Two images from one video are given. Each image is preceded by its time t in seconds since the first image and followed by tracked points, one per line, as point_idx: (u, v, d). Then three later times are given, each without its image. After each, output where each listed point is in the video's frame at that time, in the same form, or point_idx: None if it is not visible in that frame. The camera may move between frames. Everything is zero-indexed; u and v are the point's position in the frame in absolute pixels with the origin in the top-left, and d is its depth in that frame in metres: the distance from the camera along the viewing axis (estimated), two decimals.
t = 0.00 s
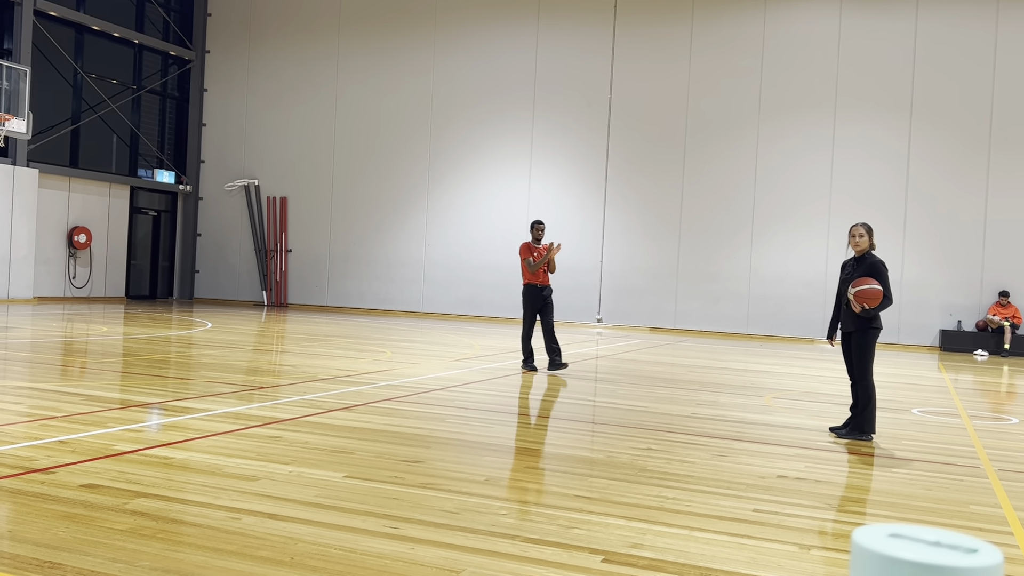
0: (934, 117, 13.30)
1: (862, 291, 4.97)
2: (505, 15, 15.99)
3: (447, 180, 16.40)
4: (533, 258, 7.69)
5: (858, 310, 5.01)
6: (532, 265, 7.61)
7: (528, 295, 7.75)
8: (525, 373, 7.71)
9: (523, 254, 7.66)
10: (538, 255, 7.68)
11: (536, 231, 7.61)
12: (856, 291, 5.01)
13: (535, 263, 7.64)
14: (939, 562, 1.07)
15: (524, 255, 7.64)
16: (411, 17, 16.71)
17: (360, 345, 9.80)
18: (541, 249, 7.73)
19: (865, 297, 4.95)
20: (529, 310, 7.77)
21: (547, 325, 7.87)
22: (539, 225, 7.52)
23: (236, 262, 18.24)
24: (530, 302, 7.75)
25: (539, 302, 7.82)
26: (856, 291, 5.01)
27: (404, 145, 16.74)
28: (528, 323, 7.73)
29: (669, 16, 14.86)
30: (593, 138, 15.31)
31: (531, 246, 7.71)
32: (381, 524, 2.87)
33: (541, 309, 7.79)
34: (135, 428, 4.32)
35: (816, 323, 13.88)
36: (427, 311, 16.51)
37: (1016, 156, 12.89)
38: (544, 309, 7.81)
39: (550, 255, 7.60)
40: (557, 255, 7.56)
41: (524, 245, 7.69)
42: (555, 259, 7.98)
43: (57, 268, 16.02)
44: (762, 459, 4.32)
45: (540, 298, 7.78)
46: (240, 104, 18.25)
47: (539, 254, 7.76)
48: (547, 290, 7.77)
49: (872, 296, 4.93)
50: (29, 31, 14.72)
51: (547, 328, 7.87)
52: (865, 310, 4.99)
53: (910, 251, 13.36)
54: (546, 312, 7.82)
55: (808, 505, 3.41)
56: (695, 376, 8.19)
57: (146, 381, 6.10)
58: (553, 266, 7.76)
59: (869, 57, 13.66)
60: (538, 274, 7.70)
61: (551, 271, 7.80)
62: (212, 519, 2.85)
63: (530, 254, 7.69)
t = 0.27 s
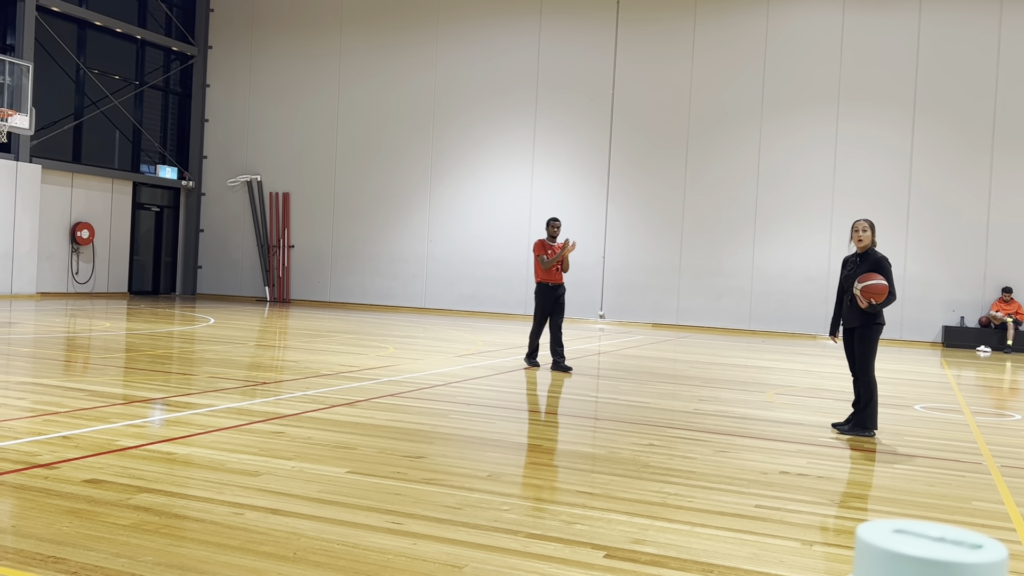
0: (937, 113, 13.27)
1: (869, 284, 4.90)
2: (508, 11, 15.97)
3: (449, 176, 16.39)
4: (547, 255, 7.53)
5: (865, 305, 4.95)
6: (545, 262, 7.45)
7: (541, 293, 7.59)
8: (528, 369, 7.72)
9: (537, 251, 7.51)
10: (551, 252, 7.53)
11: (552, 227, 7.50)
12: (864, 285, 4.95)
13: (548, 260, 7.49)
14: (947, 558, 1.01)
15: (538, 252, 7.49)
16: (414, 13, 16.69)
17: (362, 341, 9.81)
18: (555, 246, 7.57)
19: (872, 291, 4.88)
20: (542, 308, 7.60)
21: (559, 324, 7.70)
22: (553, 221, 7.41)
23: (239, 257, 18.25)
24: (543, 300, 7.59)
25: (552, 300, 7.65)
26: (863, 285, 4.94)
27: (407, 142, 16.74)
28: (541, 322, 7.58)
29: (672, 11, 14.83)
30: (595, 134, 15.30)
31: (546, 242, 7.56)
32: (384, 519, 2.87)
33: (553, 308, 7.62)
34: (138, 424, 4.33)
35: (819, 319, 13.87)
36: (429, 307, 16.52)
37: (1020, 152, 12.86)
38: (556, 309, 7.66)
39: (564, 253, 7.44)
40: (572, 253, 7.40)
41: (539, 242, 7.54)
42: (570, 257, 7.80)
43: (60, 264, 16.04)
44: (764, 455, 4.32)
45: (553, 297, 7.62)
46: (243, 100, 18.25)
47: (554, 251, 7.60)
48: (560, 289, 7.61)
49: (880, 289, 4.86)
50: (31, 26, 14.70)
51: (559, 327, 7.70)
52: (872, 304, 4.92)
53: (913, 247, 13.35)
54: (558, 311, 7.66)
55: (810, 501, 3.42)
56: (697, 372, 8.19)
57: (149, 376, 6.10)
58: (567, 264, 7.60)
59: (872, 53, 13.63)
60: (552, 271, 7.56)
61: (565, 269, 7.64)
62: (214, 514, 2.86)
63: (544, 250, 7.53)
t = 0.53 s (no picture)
0: (940, 109, 13.25)
1: (877, 282, 4.89)
2: (510, 8, 15.95)
3: (452, 173, 16.39)
4: (560, 250, 7.42)
5: (872, 303, 4.95)
6: (558, 258, 7.35)
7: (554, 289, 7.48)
8: (530, 366, 7.72)
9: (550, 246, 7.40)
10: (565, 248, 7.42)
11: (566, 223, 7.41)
12: (870, 283, 4.94)
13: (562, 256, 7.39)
14: (953, 554, 1.01)
15: (550, 247, 7.39)
16: (416, 10, 16.67)
17: (365, 338, 9.82)
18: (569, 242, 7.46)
19: (880, 288, 4.88)
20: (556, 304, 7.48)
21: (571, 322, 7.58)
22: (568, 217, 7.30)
23: (242, 254, 18.27)
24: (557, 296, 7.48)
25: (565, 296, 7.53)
26: (870, 283, 4.94)
27: (409, 139, 16.73)
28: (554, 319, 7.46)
29: (674, 8, 14.80)
30: (597, 131, 15.28)
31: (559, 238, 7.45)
32: (386, 515, 2.87)
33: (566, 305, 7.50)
34: (141, 420, 4.34)
35: (821, 316, 13.87)
36: (432, 304, 16.53)
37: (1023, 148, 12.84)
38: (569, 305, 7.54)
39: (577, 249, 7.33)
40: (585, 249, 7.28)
41: (552, 238, 7.43)
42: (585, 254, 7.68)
43: (62, 260, 16.06)
44: (766, 452, 4.32)
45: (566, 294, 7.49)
46: (245, 96, 18.24)
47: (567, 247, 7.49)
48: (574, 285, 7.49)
49: (888, 287, 4.86)
50: (34, 23, 14.71)
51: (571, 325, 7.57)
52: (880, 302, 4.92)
53: (915, 245, 13.34)
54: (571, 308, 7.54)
55: (812, 497, 3.42)
56: (700, 369, 8.19)
57: (152, 373, 6.11)
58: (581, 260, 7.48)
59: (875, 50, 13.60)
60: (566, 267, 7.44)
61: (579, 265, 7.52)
62: (217, 510, 2.86)
63: (557, 246, 7.42)
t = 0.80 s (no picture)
0: (943, 107, 13.23)
1: (886, 280, 4.87)
2: (513, 5, 15.94)
3: (454, 171, 16.38)
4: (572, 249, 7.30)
5: (882, 302, 4.93)
6: (569, 257, 7.23)
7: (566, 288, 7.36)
8: (532, 364, 7.72)
9: (562, 245, 7.29)
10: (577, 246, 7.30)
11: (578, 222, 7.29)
12: (878, 282, 4.92)
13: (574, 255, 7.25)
14: (958, 552, 1.01)
15: (562, 246, 7.28)
16: (418, 8, 16.66)
17: (367, 335, 9.81)
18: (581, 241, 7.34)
19: (888, 287, 4.86)
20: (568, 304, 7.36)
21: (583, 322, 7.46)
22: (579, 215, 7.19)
23: (244, 252, 18.27)
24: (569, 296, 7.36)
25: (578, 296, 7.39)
26: (878, 282, 4.92)
27: (411, 137, 16.73)
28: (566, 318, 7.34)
29: (677, 6, 14.78)
30: (600, 129, 15.27)
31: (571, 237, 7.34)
32: (389, 513, 2.87)
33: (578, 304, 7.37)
34: (143, 418, 4.33)
35: (824, 314, 13.86)
36: (434, 302, 16.54)
37: None
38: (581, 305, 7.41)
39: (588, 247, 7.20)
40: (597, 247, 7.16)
41: (564, 236, 7.32)
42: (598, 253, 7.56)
43: (64, 258, 16.07)
44: (769, 450, 4.32)
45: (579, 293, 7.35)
46: (247, 94, 18.24)
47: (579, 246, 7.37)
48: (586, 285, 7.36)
49: (898, 284, 4.84)
50: (36, 20, 14.70)
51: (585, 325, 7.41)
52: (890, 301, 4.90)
53: (918, 243, 13.32)
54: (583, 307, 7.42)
55: (815, 495, 3.41)
56: (702, 367, 8.19)
57: (154, 370, 6.11)
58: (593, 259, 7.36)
59: (878, 48, 13.58)
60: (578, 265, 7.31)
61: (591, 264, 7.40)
62: (220, 507, 2.86)
63: (569, 245, 7.31)
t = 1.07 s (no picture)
0: (944, 107, 13.21)
1: (891, 279, 4.86)
2: (514, 4, 15.93)
3: (455, 170, 16.38)
4: (585, 248, 7.21)
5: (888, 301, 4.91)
6: (582, 256, 7.13)
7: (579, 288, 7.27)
8: (534, 363, 7.72)
9: (574, 245, 7.20)
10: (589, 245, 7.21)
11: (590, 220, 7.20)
12: (883, 281, 4.92)
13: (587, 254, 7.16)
14: (956, 551, 1.00)
15: (574, 245, 7.18)
16: (420, 7, 16.66)
17: (368, 334, 9.82)
18: (594, 239, 7.25)
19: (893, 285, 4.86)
20: (581, 304, 7.27)
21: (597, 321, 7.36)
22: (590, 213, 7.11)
23: (245, 250, 18.28)
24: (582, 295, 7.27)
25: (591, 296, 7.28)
26: (883, 282, 4.91)
27: (413, 136, 16.72)
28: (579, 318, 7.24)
29: (678, 5, 14.77)
30: (601, 128, 15.26)
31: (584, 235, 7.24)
32: (390, 511, 2.88)
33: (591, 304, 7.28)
34: (145, 416, 4.34)
35: (826, 313, 13.85)
36: (435, 300, 16.55)
37: None
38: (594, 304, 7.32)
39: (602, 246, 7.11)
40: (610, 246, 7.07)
41: (576, 235, 7.23)
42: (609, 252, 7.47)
43: (66, 256, 16.08)
44: (771, 449, 4.32)
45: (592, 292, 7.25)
46: (249, 93, 18.24)
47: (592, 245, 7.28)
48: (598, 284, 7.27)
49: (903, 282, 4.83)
50: (37, 19, 14.69)
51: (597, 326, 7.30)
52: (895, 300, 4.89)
53: (920, 241, 13.30)
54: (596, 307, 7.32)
55: (816, 494, 3.41)
56: (703, 366, 8.19)
57: (156, 369, 6.12)
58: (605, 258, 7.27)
59: (880, 47, 13.56)
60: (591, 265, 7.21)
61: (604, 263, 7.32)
62: (221, 506, 2.86)
63: (581, 244, 7.21)
